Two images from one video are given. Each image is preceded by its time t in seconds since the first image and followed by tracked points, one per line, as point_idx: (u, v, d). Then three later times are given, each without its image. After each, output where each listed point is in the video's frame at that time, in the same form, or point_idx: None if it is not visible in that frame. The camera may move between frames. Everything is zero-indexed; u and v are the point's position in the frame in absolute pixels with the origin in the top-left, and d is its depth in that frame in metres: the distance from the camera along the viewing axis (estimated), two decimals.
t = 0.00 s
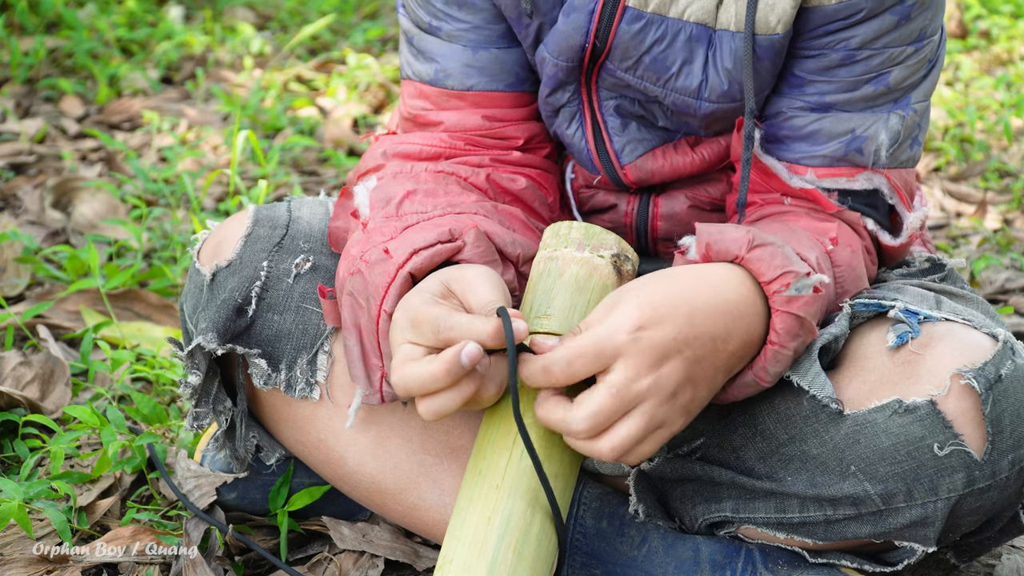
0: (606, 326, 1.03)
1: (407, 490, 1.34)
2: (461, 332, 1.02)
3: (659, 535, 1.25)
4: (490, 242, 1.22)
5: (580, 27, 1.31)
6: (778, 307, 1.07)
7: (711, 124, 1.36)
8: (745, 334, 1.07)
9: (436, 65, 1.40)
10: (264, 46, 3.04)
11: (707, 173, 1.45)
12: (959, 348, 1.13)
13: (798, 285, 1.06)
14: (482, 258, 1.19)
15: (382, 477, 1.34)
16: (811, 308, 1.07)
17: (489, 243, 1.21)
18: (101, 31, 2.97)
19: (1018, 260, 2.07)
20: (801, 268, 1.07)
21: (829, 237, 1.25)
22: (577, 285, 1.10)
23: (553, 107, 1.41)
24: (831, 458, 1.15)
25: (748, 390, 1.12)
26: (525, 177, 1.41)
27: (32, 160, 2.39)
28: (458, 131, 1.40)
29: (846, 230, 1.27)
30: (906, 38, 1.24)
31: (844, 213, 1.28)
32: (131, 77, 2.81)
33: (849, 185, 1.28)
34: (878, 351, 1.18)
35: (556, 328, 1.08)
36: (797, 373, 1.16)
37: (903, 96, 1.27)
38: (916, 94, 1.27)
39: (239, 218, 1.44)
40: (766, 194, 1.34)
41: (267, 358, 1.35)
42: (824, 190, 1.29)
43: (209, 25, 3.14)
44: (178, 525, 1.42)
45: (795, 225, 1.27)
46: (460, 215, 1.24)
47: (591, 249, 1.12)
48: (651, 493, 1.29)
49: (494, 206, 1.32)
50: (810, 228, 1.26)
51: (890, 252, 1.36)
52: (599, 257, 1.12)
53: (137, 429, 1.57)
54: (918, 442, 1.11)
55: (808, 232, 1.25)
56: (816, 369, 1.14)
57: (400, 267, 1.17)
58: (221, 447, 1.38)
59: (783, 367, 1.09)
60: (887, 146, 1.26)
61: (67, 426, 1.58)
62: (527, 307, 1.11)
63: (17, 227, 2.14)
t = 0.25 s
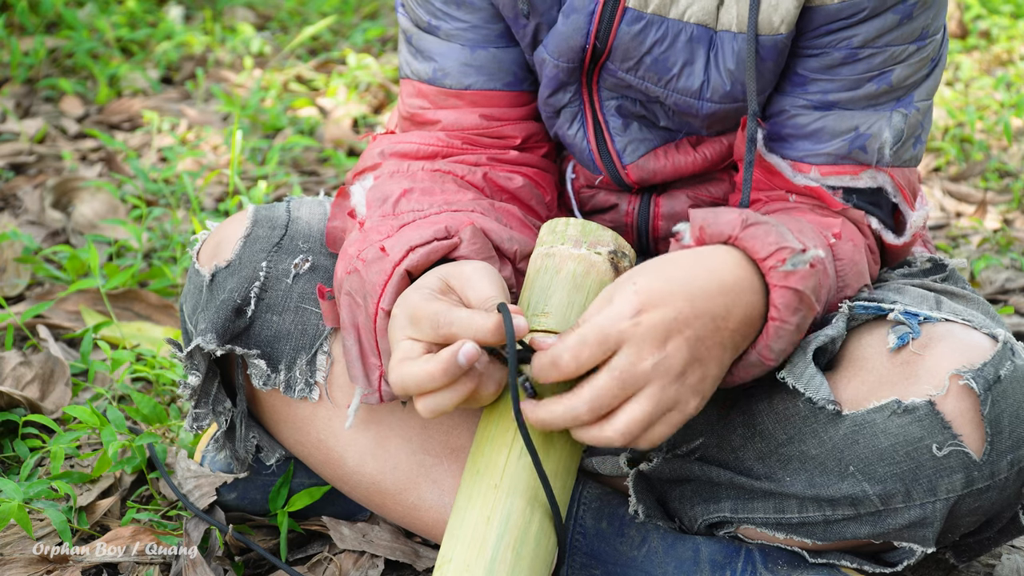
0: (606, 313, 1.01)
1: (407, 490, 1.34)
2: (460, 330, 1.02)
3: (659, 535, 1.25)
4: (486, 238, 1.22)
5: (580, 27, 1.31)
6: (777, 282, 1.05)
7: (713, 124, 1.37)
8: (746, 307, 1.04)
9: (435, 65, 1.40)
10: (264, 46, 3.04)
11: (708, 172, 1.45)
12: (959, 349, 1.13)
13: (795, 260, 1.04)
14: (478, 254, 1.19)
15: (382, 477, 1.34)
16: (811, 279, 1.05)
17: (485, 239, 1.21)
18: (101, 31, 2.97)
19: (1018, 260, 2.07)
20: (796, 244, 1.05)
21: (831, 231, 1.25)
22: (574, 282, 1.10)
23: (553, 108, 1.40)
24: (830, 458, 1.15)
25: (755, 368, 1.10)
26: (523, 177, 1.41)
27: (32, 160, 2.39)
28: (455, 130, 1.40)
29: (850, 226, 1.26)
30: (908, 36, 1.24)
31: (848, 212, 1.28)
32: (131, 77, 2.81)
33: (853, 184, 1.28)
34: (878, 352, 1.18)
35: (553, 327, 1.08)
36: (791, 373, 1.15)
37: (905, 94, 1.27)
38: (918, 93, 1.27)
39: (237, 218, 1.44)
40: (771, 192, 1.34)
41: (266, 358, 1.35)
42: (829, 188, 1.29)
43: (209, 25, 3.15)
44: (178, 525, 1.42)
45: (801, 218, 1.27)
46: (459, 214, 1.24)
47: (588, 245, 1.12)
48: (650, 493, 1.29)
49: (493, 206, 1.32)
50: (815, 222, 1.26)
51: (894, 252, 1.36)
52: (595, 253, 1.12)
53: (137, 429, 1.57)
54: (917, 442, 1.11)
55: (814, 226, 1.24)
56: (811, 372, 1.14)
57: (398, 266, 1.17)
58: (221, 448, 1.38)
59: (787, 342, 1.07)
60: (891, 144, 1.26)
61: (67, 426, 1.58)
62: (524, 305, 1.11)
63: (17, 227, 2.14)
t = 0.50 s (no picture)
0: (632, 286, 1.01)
1: (407, 490, 1.34)
2: (462, 334, 1.02)
3: (659, 535, 1.25)
4: (490, 241, 1.22)
5: (582, 27, 1.31)
6: (780, 251, 1.05)
7: (716, 122, 1.37)
8: (752, 272, 1.04)
9: (435, 64, 1.40)
10: (264, 46, 3.04)
11: (710, 172, 1.45)
12: (958, 349, 1.13)
13: (796, 228, 1.05)
14: (482, 257, 1.19)
15: (382, 477, 1.34)
16: (815, 248, 1.05)
17: (489, 243, 1.21)
18: (101, 31, 2.97)
19: (1018, 260, 2.07)
20: (797, 213, 1.05)
21: (837, 218, 1.25)
22: (581, 283, 1.10)
23: (556, 107, 1.40)
24: (831, 458, 1.15)
25: (762, 341, 1.09)
26: (524, 177, 1.41)
27: (32, 160, 2.39)
28: (455, 130, 1.40)
29: (858, 218, 1.26)
30: (911, 34, 1.24)
31: (856, 208, 1.27)
32: (131, 77, 2.81)
33: (859, 181, 1.27)
34: (879, 353, 1.18)
35: (558, 327, 1.08)
36: (784, 387, 1.15)
37: (909, 91, 1.27)
38: (922, 90, 1.27)
39: (238, 218, 1.44)
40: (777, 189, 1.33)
41: (266, 358, 1.35)
42: (837, 186, 1.28)
43: (209, 25, 3.15)
44: (178, 525, 1.42)
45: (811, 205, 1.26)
46: (460, 215, 1.24)
47: (595, 247, 1.12)
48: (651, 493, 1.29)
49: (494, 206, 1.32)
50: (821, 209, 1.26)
51: (898, 251, 1.36)
52: (604, 254, 1.12)
53: (137, 429, 1.57)
54: (917, 442, 1.11)
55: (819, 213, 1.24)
56: (803, 381, 1.14)
57: (399, 266, 1.17)
58: (221, 448, 1.38)
59: (794, 311, 1.06)
60: (896, 141, 1.26)
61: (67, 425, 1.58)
62: (529, 307, 1.10)
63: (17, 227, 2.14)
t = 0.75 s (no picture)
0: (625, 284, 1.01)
1: (407, 491, 1.34)
2: (458, 335, 1.02)
3: (659, 535, 1.25)
4: (487, 241, 1.22)
5: (584, 27, 1.31)
6: (779, 256, 1.06)
7: (718, 122, 1.37)
8: (751, 278, 1.05)
9: (434, 65, 1.40)
10: (264, 46, 3.04)
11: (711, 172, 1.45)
12: (958, 349, 1.13)
13: (797, 234, 1.05)
14: (479, 258, 1.19)
15: (382, 477, 1.34)
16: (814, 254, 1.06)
17: (486, 243, 1.21)
18: (101, 31, 2.97)
19: (1018, 260, 2.07)
20: (798, 219, 1.06)
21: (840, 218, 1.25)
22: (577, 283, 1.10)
23: (557, 108, 1.40)
24: (831, 458, 1.15)
25: (756, 343, 1.10)
26: (523, 178, 1.41)
27: (32, 160, 2.39)
28: (455, 131, 1.40)
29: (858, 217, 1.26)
30: (913, 33, 1.24)
31: (859, 208, 1.28)
32: (131, 77, 2.81)
33: (862, 181, 1.28)
34: (878, 353, 1.18)
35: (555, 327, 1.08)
36: (784, 387, 1.15)
37: (911, 91, 1.26)
38: (924, 90, 1.27)
39: (238, 218, 1.44)
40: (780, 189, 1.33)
41: (266, 358, 1.35)
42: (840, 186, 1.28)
43: (209, 25, 3.15)
44: (178, 525, 1.42)
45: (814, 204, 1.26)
46: (459, 215, 1.24)
47: (592, 246, 1.12)
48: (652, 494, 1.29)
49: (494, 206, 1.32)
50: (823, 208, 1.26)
51: (901, 251, 1.36)
52: (599, 253, 1.12)
53: (137, 429, 1.57)
54: (917, 442, 1.11)
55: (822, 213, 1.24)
56: (803, 381, 1.14)
57: (398, 267, 1.17)
58: (221, 448, 1.37)
59: (788, 316, 1.07)
60: (899, 141, 1.25)
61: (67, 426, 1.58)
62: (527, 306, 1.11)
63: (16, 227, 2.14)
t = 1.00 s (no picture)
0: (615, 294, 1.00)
1: (407, 491, 1.34)
2: (447, 334, 1.02)
3: (659, 535, 1.25)
4: (484, 239, 1.22)
5: (583, 27, 1.31)
6: (774, 278, 1.05)
7: (718, 121, 1.37)
8: (745, 297, 1.04)
9: (434, 66, 1.40)
10: (264, 46, 3.04)
11: (712, 172, 1.45)
12: (958, 348, 1.13)
13: (795, 257, 1.03)
14: (477, 255, 1.19)
15: (381, 477, 1.34)
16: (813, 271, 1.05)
17: (484, 240, 1.21)
18: (102, 31, 2.97)
19: (1018, 260, 2.07)
20: (797, 239, 1.04)
21: (838, 222, 1.26)
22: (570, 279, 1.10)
23: (557, 108, 1.40)
24: (830, 458, 1.15)
25: (745, 360, 1.10)
26: (523, 178, 1.41)
27: (32, 160, 2.39)
28: (455, 131, 1.40)
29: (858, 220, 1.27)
30: (912, 32, 1.24)
31: (859, 210, 1.27)
32: (131, 77, 2.81)
33: (862, 181, 1.27)
34: (878, 353, 1.17)
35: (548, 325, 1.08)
36: (783, 388, 1.15)
37: (911, 90, 1.26)
38: (924, 89, 1.27)
39: (238, 218, 1.44)
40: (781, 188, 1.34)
41: (266, 358, 1.35)
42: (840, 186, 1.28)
43: (209, 25, 3.15)
44: (178, 525, 1.42)
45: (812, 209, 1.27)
46: (459, 214, 1.24)
47: (583, 242, 1.12)
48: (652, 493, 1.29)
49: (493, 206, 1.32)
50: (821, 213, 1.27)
51: (901, 251, 1.36)
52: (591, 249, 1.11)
53: (137, 429, 1.57)
54: (917, 441, 1.11)
55: (820, 216, 1.25)
56: (803, 382, 1.14)
57: (397, 266, 1.17)
58: (221, 448, 1.38)
59: (779, 336, 1.06)
60: (899, 141, 1.25)
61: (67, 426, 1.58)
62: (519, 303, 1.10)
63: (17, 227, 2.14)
